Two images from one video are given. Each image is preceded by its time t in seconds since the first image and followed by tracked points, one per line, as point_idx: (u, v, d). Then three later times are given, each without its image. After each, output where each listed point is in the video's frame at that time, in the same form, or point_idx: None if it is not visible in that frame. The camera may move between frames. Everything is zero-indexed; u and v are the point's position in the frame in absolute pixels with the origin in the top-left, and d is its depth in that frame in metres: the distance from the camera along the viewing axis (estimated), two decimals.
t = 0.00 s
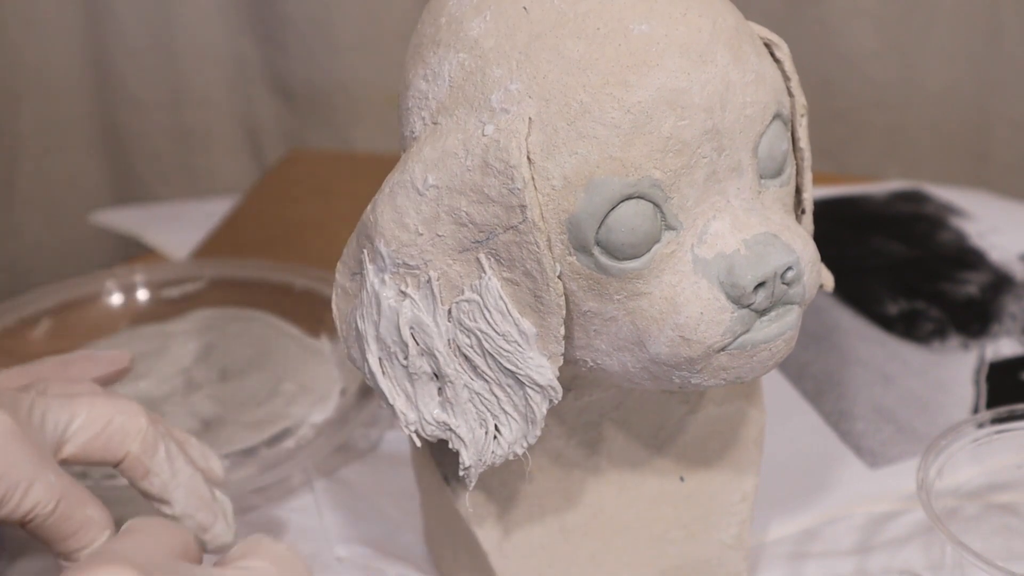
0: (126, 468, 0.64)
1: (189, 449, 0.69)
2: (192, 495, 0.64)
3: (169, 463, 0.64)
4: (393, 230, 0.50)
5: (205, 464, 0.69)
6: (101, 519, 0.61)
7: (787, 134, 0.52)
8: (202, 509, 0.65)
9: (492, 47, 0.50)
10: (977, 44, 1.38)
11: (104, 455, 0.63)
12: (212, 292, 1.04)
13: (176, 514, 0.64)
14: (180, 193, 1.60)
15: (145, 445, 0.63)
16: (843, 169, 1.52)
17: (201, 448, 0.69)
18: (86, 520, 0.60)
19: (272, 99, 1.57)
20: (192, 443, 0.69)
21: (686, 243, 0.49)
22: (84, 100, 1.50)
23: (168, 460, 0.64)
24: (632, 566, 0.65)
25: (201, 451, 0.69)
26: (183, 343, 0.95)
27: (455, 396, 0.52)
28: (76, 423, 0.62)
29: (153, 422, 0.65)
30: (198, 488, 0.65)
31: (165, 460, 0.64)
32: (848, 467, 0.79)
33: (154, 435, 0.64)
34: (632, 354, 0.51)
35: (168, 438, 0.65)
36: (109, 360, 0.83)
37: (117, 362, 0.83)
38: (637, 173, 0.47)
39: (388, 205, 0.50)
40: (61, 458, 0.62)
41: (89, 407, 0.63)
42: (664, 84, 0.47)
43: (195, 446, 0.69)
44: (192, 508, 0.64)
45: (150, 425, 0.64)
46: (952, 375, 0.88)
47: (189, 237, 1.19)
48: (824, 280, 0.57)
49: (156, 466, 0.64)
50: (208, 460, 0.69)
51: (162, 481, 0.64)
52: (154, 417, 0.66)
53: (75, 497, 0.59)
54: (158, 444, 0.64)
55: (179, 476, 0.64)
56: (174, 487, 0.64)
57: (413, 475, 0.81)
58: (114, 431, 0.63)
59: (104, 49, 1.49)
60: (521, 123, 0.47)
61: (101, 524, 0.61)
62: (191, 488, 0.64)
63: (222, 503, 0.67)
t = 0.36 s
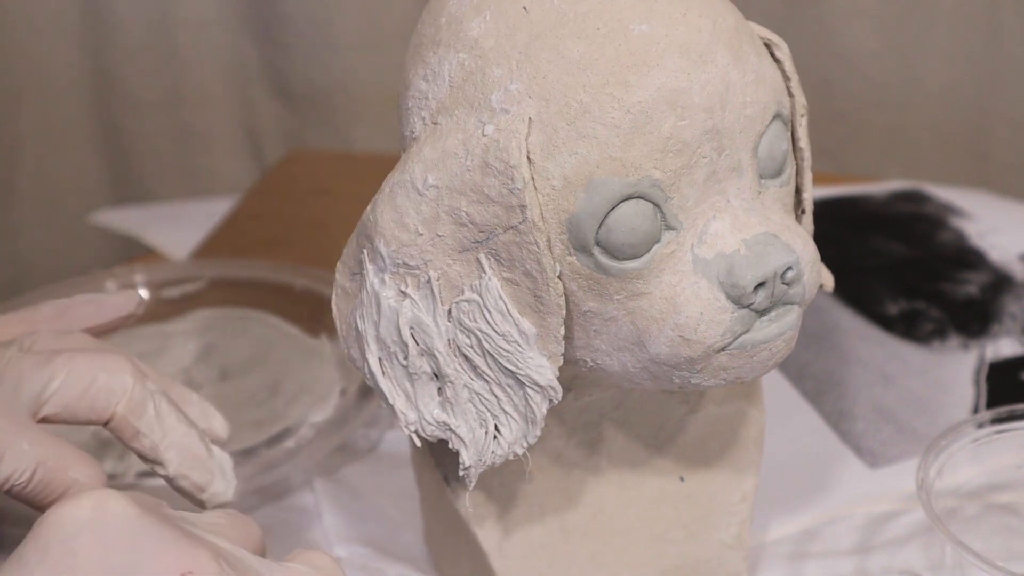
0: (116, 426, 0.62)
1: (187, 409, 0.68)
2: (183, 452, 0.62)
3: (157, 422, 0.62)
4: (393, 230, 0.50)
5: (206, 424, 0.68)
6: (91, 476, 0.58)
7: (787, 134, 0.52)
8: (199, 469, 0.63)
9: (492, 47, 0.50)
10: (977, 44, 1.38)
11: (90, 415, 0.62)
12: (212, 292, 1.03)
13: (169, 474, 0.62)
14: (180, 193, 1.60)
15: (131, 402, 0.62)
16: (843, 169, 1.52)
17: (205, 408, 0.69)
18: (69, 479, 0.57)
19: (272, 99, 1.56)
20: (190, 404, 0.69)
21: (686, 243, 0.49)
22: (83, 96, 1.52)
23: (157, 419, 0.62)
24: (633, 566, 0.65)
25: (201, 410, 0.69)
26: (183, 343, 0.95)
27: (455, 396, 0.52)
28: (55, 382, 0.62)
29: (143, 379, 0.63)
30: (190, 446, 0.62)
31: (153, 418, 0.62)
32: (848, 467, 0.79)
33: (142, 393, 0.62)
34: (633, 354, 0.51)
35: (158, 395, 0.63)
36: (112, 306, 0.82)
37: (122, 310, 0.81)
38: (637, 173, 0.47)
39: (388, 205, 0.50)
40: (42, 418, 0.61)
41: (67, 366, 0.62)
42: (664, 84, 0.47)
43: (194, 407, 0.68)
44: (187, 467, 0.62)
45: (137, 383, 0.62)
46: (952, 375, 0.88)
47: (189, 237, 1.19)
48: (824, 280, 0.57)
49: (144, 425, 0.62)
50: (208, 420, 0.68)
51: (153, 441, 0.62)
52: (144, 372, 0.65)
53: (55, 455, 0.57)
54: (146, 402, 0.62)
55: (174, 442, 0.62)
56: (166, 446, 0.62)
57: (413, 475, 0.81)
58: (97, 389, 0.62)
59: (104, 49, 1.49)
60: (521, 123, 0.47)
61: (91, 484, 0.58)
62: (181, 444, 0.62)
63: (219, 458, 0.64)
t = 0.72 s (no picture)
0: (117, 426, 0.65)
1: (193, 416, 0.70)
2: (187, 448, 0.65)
3: (159, 417, 0.66)
4: (393, 230, 0.50)
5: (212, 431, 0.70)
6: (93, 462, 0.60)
7: (787, 135, 0.52)
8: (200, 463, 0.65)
9: (492, 47, 0.50)
10: (977, 44, 1.38)
11: (91, 412, 0.64)
12: (212, 291, 1.03)
13: (173, 469, 0.65)
14: (180, 193, 1.60)
15: (133, 397, 0.65)
16: (843, 169, 1.52)
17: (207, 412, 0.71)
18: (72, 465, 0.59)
19: (272, 99, 1.56)
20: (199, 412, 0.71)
21: (686, 243, 0.49)
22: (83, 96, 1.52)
23: (159, 415, 0.66)
24: (632, 566, 0.65)
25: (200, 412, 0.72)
26: (183, 342, 0.95)
27: (455, 397, 0.52)
28: (54, 380, 0.63)
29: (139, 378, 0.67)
30: (193, 443, 0.66)
31: (155, 413, 0.65)
32: (848, 467, 0.79)
33: (142, 389, 0.65)
34: (633, 355, 0.51)
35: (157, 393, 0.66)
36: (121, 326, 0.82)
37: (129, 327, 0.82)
38: (636, 173, 0.47)
39: (388, 205, 0.50)
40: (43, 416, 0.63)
41: (66, 364, 0.64)
42: (664, 84, 0.47)
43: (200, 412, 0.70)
44: (191, 463, 0.65)
45: (137, 381, 0.66)
46: (952, 375, 0.88)
47: (189, 237, 1.19)
48: (824, 279, 0.57)
49: (147, 420, 0.65)
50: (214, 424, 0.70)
51: (155, 435, 0.65)
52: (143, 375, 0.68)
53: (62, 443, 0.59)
54: (147, 399, 0.65)
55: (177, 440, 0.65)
56: (170, 442, 0.65)
57: (413, 475, 0.81)
58: (98, 385, 0.64)
59: (104, 48, 1.49)
60: (521, 123, 0.47)
61: (93, 463, 0.60)
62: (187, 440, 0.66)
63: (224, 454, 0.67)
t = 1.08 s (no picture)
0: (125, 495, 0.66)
1: (198, 487, 0.71)
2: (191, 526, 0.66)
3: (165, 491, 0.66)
4: (393, 230, 0.50)
5: (216, 502, 0.72)
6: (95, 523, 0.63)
7: (787, 134, 0.52)
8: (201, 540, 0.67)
9: (492, 47, 0.50)
10: (977, 44, 1.38)
11: (101, 475, 0.65)
12: (212, 292, 1.03)
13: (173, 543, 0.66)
14: (180, 193, 1.60)
15: (142, 466, 0.65)
16: (843, 169, 1.52)
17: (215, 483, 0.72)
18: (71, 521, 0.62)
19: (272, 100, 1.56)
20: (203, 483, 0.72)
21: (686, 243, 0.49)
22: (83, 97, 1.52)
23: (165, 487, 0.66)
24: (632, 566, 0.65)
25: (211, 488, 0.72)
26: (183, 343, 0.95)
27: (455, 397, 0.52)
28: (69, 439, 0.65)
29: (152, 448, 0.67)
30: (194, 519, 0.66)
31: (161, 485, 0.66)
32: (848, 467, 0.79)
33: (152, 460, 0.66)
34: (633, 355, 0.51)
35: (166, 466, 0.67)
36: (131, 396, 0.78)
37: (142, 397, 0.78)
38: (636, 173, 0.47)
39: (388, 205, 0.50)
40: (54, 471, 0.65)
41: (84, 425, 0.66)
42: (664, 84, 0.47)
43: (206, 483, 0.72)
44: (191, 539, 0.66)
45: (148, 450, 0.66)
46: (952, 375, 0.88)
47: (189, 237, 1.19)
48: (823, 279, 0.57)
49: (152, 492, 0.65)
50: (219, 496, 0.72)
51: (158, 509, 0.65)
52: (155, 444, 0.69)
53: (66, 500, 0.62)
54: (155, 470, 0.66)
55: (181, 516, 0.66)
56: (172, 516, 0.66)
57: (412, 475, 0.81)
58: (111, 449, 0.65)
59: (104, 49, 1.49)
60: (521, 123, 0.47)
61: (95, 523, 0.63)
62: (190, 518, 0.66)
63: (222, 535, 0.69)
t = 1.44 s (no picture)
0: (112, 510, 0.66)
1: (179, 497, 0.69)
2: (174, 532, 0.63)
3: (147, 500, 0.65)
4: (393, 230, 0.50)
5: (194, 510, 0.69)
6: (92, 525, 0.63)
7: (787, 135, 0.52)
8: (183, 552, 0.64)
9: (492, 46, 0.50)
10: (977, 44, 1.38)
11: (87, 487, 0.65)
12: (212, 292, 1.03)
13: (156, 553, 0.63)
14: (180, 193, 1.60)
15: (127, 476, 0.65)
16: (843, 169, 1.52)
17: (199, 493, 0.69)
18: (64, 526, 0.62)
19: (272, 100, 1.56)
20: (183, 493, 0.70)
21: (686, 243, 0.49)
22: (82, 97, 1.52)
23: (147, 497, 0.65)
24: (632, 566, 0.65)
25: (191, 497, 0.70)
26: (183, 342, 0.95)
27: (455, 397, 0.52)
28: (55, 449, 0.66)
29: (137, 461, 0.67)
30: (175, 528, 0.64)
31: (144, 494, 0.65)
32: (848, 468, 0.79)
33: (136, 470, 0.66)
34: (633, 354, 0.51)
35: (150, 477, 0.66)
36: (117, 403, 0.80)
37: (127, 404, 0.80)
38: (636, 172, 0.47)
39: (388, 205, 0.50)
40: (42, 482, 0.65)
41: (70, 437, 0.67)
42: (664, 84, 0.47)
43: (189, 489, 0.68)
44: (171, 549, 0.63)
45: (133, 460, 0.66)
46: (952, 375, 0.88)
47: (189, 237, 1.19)
48: (823, 279, 0.57)
49: (134, 501, 0.65)
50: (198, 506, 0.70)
51: (142, 518, 0.64)
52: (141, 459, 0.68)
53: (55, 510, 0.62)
54: (138, 479, 0.65)
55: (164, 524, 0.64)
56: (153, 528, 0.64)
57: (412, 475, 0.81)
58: (96, 460, 0.66)
59: (103, 49, 1.49)
60: (521, 123, 0.47)
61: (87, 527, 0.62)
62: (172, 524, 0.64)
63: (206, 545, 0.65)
